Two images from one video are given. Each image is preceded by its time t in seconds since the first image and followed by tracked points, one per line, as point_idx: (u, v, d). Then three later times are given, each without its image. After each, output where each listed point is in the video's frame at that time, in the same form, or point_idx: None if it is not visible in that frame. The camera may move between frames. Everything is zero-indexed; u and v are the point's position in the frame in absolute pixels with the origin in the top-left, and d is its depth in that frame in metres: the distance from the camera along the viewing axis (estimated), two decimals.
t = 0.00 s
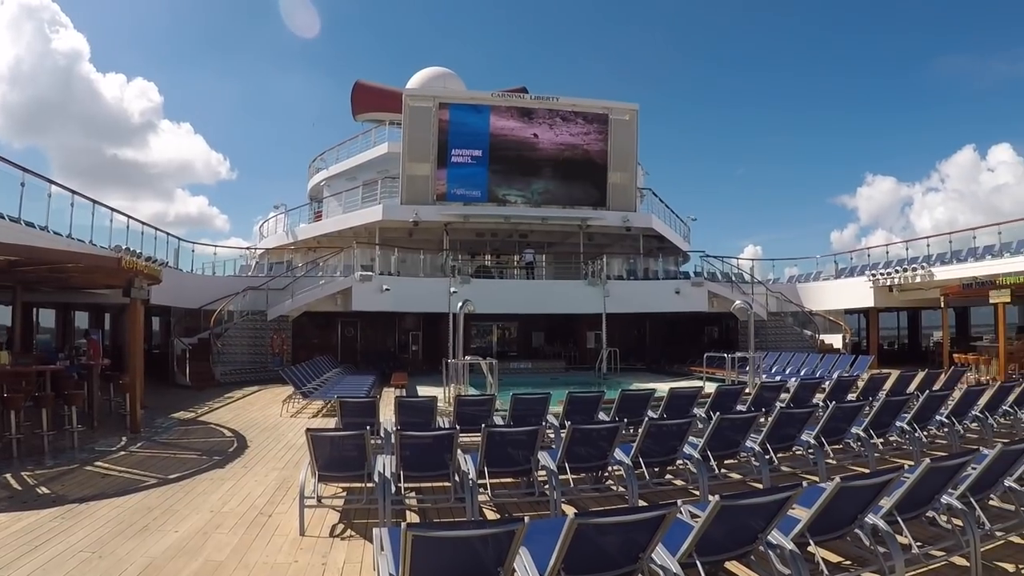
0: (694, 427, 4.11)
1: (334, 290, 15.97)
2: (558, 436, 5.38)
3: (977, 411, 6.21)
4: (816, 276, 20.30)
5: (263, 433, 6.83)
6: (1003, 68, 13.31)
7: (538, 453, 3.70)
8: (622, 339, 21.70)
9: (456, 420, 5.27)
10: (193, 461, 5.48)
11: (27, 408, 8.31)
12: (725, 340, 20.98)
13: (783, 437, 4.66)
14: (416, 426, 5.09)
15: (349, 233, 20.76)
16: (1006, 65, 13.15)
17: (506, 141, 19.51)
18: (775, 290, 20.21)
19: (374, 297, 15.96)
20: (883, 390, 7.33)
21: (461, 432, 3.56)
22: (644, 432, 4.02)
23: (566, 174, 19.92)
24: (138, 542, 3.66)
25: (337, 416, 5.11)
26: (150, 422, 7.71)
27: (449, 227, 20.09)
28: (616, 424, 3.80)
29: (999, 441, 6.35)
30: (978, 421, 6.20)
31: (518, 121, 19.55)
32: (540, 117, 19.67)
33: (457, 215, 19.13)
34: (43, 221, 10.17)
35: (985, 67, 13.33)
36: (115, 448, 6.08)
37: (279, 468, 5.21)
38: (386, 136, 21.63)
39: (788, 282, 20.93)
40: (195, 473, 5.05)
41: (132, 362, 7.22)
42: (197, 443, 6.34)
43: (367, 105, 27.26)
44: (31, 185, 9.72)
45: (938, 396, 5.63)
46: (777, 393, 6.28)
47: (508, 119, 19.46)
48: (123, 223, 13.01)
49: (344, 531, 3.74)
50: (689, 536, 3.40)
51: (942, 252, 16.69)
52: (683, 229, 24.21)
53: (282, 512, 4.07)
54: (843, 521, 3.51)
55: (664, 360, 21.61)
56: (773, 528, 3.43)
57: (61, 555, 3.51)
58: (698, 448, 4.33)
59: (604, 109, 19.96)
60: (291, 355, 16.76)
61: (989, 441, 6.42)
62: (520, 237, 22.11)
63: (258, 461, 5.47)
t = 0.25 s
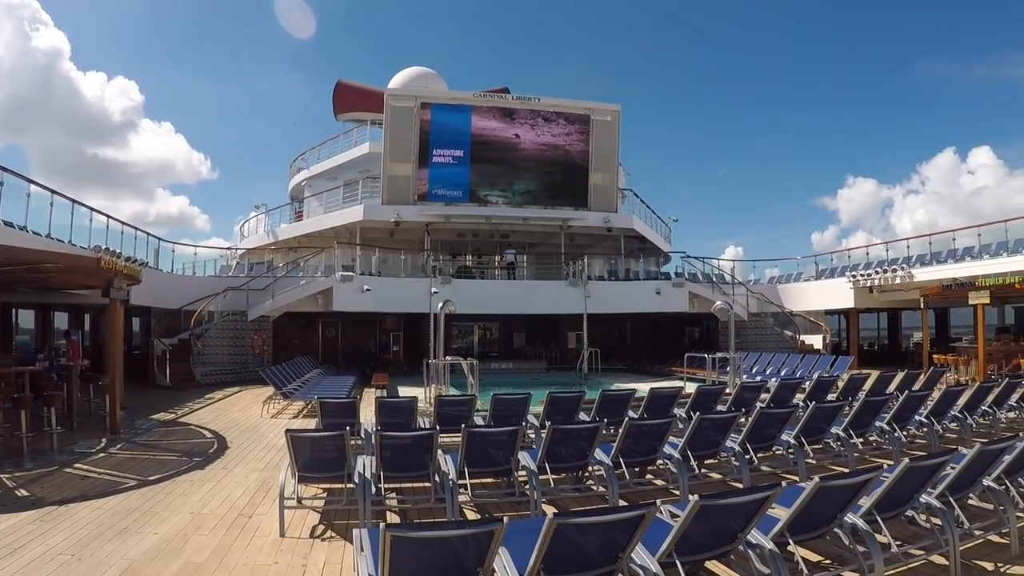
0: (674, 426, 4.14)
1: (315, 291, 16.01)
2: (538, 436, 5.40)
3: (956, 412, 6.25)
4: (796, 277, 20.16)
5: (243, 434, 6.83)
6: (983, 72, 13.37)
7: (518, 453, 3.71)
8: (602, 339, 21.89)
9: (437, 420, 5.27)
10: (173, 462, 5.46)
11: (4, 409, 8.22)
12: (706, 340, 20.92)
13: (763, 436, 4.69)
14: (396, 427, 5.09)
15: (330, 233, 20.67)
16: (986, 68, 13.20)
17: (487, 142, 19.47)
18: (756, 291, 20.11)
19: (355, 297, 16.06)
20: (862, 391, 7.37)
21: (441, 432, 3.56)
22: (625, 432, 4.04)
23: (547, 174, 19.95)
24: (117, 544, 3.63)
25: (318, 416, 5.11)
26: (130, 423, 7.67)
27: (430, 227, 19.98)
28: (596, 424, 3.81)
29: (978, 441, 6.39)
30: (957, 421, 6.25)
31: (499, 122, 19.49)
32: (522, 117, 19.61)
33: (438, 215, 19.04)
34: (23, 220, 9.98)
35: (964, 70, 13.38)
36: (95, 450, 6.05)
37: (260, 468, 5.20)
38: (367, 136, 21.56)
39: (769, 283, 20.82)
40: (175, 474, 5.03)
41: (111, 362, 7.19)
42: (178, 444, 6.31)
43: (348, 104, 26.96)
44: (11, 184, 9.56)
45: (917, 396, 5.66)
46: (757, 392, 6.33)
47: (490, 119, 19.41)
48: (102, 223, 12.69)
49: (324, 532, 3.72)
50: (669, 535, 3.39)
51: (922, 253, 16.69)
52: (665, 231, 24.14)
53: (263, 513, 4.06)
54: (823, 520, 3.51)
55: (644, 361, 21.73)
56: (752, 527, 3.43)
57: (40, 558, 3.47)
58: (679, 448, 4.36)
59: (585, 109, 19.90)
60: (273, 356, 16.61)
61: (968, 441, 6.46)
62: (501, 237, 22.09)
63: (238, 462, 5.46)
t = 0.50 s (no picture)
0: (655, 427, 4.17)
1: (296, 290, 15.94)
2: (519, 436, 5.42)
3: (936, 412, 6.27)
4: (778, 278, 20.23)
5: (224, 434, 6.82)
6: (966, 75, 13.42)
7: (498, 453, 3.73)
8: (585, 338, 21.91)
9: (418, 420, 5.27)
10: (153, 462, 5.45)
11: None
12: (688, 340, 20.98)
13: (744, 436, 4.72)
14: (377, 427, 5.09)
15: (312, 232, 20.54)
16: (968, 72, 13.31)
17: (470, 142, 19.36)
18: (737, 292, 20.16)
19: (337, 296, 15.99)
20: (842, 392, 7.40)
21: (422, 432, 3.56)
22: (606, 432, 4.07)
23: (528, 174, 19.90)
24: (97, 545, 3.62)
25: (298, 416, 5.12)
26: (110, 423, 7.63)
27: (412, 226, 19.96)
28: (577, 425, 3.83)
29: (957, 441, 6.42)
30: (937, 421, 6.28)
31: (482, 122, 19.38)
32: (505, 117, 19.50)
33: (420, 215, 19.10)
34: (4, 218, 9.82)
35: (947, 73, 13.44)
36: (75, 450, 6.02)
37: (241, 468, 5.20)
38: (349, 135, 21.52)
39: (750, 284, 20.91)
40: (155, 474, 5.02)
41: (92, 361, 7.15)
42: (158, 444, 6.29)
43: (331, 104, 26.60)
44: None
45: (897, 396, 5.69)
46: (739, 393, 6.37)
47: (473, 119, 19.27)
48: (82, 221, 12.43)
49: (304, 532, 3.72)
50: (649, 535, 3.38)
51: (903, 255, 16.86)
52: (646, 231, 24.17)
53: (243, 513, 4.05)
54: (803, 520, 3.50)
55: (625, 361, 21.84)
56: (733, 527, 3.42)
57: (19, 559, 3.44)
58: (660, 448, 4.38)
59: (568, 109, 19.85)
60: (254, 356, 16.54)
61: (947, 441, 6.49)
62: (484, 237, 22.13)
63: (219, 462, 5.45)
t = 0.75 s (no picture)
0: (636, 426, 4.21)
1: (278, 289, 15.72)
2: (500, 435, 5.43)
3: (916, 412, 6.31)
4: (760, 277, 20.20)
5: (206, 434, 6.80)
6: (945, 79, 13.53)
7: (479, 453, 3.75)
8: (568, 338, 21.76)
9: (400, 419, 5.28)
10: (134, 462, 5.43)
11: None
12: (670, 340, 21.30)
13: (724, 436, 4.76)
14: (358, 426, 5.10)
15: (294, 231, 20.37)
16: (949, 75, 13.52)
17: (453, 141, 19.27)
18: (720, 292, 20.39)
19: (319, 295, 15.84)
20: (824, 391, 7.45)
21: (403, 432, 3.57)
22: (587, 431, 4.10)
23: (511, 174, 19.88)
24: (77, 545, 3.59)
25: (279, 415, 5.12)
26: (90, 423, 7.59)
27: (395, 224, 19.83)
28: (558, 424, 3.86)
29: (937, 440, 6.47)
30: (918, 421, 6.32)
31: (465, 121, 19.26)
32: (488, 117, 19.41)
33: (402, 213, 18.85)
34: None
35: (928, 75, 13.62)
36: (55, 450, 5.98)
37: (222, 468, 5.19)
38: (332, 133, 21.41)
39: (732, 284, 20.95)
40: (136, 474, 5.00)
41: (72, 359, 7.12)
42: (139, 444, 6.27)
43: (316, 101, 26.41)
44: None
45: (877, 396, 5.73)
46: (720, 392, 6.43)
47: (456, 118, 19.13)
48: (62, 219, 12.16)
49: (285, 532, 3.71)
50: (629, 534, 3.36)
51: (883, 256, 16.92)
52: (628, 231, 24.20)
53: (224, 513, 4.04)
54: (784, 518, 3.49)
55: (608, 360, 21.92)
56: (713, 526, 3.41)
57: None
58: (641, 448, 4.42)
59: (551, 109, 19.80)
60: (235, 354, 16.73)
61: (928, 441, 6.54)
62: (466, 237, 22.12)
63: (199, 462, 5.44)
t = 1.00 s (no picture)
0: (615, 427, 4.24)
1: (258, 289, 15.64)
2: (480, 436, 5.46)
3: (895, 413, 6.37)
4: (740, 280, 20.58)
5: (186, 434, 6.79)
6: (927, 84, 13.58)
7: (459, 453, 3.77)
8: (548, 339, 21.95)
9: (379, 419, 5.29)
10: (113, 462, 5.42)
11: None
12: (650, 342, 21.15)
13: (704, 437, 4.79)
14: (338, 426, 5.11)
15: (275, 229, 20.28)
16: (931, 83, 13.52)
17: (436, 140, 19.13)
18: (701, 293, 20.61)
19: (299, 295, 15.67)
20: (803, 393, 7.51)
21: (382, 432, 3.58)
22: (567, 432, 4.12)
23: (494, 175, 19.88)
24: (55, 546, 3.57)
25: (258, 415, 5.12)
26: (69, 422, 7.55)
27: (376, 224, 19.81)
28: (537, 425, 3.89)
29: (915, 442, 6.53)
30: (896, 423, 6.37)
31: (448, 121, 19.12)
32: (471, 117, 19.31)
33: (383, 213, 18.96)
34: None
35: (911, 83, 13.55)
36: (32, 450, 5.93)
37: (202, 468, 5.19)
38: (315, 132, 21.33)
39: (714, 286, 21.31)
40: (115, 474, 4.98)
41: (51, 357, 7.10)
42: (118, 444, 6.25)
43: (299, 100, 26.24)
44: None
45: (856, 398, 5.78)
46: (700, 393, 6.48)
47: (439, 118, 19.00)
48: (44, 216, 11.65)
49: (265, 533, 3.70)
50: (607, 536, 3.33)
51: (864, 257, 16.84)
52: (610, 232, 24.24)
53: (203, 514, 4.04)
54: (762, 519, 3.47)
55: (588, 361, 21.98)
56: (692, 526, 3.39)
57: None
58: (621, 448, 4.45)
59: (534, 111, 19.71)
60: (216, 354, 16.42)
61: (907, 442, 6.59)
62: (447, 237, 22.09)
63: (179, 462, 5.44)
